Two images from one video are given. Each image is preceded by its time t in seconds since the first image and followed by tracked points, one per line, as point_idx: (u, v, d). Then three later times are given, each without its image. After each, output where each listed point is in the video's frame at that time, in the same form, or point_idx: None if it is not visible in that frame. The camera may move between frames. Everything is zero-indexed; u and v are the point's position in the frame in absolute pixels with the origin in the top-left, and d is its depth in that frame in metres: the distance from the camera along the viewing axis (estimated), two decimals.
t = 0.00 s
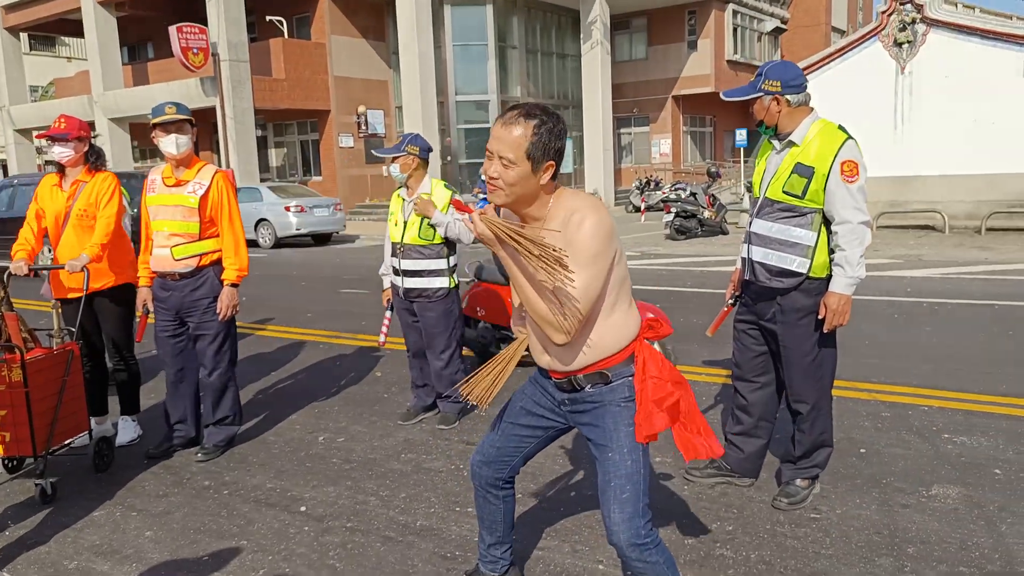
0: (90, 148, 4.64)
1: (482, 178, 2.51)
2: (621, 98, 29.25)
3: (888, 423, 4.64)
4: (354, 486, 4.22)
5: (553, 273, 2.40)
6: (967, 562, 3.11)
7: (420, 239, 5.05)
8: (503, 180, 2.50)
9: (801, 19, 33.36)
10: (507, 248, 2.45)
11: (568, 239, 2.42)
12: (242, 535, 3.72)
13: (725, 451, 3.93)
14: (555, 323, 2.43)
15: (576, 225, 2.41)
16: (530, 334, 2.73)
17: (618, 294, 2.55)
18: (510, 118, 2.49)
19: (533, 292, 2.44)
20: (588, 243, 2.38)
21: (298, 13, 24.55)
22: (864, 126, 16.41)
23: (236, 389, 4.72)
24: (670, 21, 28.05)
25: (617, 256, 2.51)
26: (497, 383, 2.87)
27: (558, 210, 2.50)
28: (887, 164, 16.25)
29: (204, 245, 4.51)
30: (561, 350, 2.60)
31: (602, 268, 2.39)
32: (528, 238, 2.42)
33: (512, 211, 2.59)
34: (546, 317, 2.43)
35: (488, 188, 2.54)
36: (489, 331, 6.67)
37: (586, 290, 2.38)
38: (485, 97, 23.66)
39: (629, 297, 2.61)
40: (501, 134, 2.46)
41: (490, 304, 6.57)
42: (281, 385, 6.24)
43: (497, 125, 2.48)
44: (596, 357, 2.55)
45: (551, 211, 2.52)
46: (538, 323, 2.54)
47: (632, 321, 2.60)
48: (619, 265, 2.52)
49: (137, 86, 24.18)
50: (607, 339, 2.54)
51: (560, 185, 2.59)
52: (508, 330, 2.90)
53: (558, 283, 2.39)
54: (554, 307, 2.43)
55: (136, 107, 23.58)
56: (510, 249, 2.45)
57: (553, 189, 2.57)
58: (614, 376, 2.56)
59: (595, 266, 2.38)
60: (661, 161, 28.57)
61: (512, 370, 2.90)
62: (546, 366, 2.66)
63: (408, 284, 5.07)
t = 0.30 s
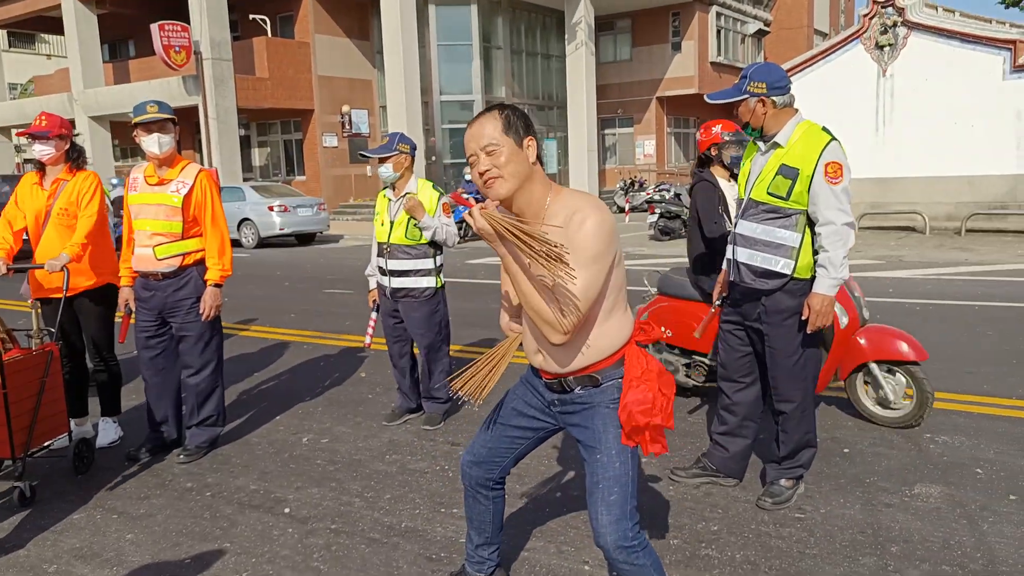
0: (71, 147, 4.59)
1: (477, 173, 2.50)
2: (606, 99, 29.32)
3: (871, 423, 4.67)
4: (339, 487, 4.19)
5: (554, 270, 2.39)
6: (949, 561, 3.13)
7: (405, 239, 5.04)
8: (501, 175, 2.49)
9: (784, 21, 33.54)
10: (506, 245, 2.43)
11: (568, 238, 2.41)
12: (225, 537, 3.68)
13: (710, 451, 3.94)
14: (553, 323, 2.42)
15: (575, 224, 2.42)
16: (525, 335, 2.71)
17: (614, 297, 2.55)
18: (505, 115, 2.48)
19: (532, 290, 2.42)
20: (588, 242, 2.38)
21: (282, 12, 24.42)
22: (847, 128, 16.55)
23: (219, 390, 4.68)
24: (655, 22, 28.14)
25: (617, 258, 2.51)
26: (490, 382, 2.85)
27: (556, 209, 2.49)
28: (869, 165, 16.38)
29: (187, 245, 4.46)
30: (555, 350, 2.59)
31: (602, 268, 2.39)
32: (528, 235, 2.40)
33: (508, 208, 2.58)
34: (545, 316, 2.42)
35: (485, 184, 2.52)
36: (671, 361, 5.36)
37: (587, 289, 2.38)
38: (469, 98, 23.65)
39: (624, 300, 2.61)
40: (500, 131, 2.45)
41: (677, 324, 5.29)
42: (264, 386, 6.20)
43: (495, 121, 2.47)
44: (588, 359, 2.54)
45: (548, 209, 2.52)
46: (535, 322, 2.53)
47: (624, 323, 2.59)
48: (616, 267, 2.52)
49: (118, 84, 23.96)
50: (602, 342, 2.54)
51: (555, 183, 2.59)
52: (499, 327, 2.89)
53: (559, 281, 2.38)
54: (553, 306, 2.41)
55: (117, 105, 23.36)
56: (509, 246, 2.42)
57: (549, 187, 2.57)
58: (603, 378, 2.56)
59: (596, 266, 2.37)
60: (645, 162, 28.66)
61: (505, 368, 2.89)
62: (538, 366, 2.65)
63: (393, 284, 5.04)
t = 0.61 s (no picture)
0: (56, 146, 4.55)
1: (464, 174, 2.49)
2: (595, 100, 29.38)
3: (857, 423, 4.70)
4: (326, 489, 4.17)
5: (540, 276, 2.39)
6: (933, 560, 3.15)
7: (394, 240, 5.02)
8: (490, 178, 2.48)
9: (772, 22, 33.67)
10: (491, 249, 2.43)
11: (555, 244, 2.41)
12: (210, 539, 3.66)
13: (696, 451, 3.95)
14: (536, 327, 2.43)
15: (564, 229, 2.42)
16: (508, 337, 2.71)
17: (600, 302, 2.55)
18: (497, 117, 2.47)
19: (517, 294, 2.42)
20: (575, 246, 2.38)
21: (270, 11, 24.32)
22: (834, 129, 16.64)
23: (205, 391, 4.65)
24: (643, 23, 28.19)
25: (603, 266, 2.51)
26: (471, 382, 2.85)
27: (542, 214, 2.49)
28: (856, 166, 16.48)
29: (172, 245, 4.43)
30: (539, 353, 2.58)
31: (588, 273, 2.39)
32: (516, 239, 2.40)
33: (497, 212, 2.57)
34: (529, 321, 2.42)
35: (475, 188, 2.52)
36: (903, 395, 4.13)
37: (573, 295, 2.39)
38: (457, 98, 23.63)
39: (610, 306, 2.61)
40: (491, 133, 2.44)
41: (921, 348, 4.08)
42: (251, 387, 6.17)
43: (488, 123, 2.46)
44: (571, 361, 2.55)
45: (535, 214, 2.51)
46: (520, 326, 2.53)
47: (607, 327, 2.59)
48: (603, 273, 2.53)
49: (104, 83, 23.80)
50: (586, 345, 2.54)
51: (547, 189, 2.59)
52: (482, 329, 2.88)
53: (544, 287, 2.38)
54: (538, 310, 2.42)
55: (103, 104, 23.21)
56: (495, 251, 2.43)
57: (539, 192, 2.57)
58: (585, 381, 2.56)
59: (581, 272, 2.38)
60: (633, 163, 28.75)
61: (486, 370, 2.88)
62: (520, 367, 2.65)
63: (381, 285, 5.03)
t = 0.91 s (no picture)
0: (44, 149, 4.53)
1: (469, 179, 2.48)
2: (586, 102, 29.45)
3: (846, 425, 4.71)
4: (315, 493, 4.16)
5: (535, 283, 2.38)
6: (921, 562, 3.16)
7: (383, 243, 5.01)
8: (491, 186, 2.47)
9: (762, 26, 33.83)
10: (483, 253, 2.42)
11: (549, 251, 2.41)
12: (199, 544, 3.64)
13: (687, 454, 3.96)
14: (524, 331, 2.42)
15: (556, 236, 2.41)
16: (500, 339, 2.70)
17: (588, 308, 2.55)
18: (505, 126, 2.46)
19: (508, 298, 2.41)
20: (566, 253, 2.39)
21: (261, 13, 24.26)
22: (823, 132, 16.72)
23: (193, 395, 4.64)
24: (635, 26, 28.24)
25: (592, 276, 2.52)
26: (468, 385, 2.84)
27: (540, 221, 2.49)
28: (846, 169, 16.57)
29: (161, 248, 4.41)
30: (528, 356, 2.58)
31: (577, 280, 2.40)
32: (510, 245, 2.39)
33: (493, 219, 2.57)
34: (518, 324, 2.42)
35: (475, 194, 2.51)
36: None
37: (562, 301, 2.39)
38: (448, 101, 23.63)
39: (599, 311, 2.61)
40: (498, 143, 2.43)
41: None
42: (242, 390, 6.15)
43: (494, 133, 2.46)
44: (563, 363, 2.55)
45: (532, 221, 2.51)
46: (509, 329, 2.52)
47: (599, 332, 2.60)
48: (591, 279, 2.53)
49: (94, 85, 23.72)
50: (579, 346, 2.55)
51: (545, 199, 2.59)
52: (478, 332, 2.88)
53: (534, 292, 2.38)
54: (528, 315, 2.41)
55: (93, 107, 23.12)
56: (488, 255, 2.41)
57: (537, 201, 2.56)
58: (578, 382, 2.57)
59: (570, 278, 2.38)
60: (625, 165, 28.84)
61: (480, 374, 2.88)
62: (513, 369, 2.64)
63: (370, 288, 5.03)
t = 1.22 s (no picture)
0: (34, 148, 4.51)
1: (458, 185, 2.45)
2: (581, 104, 29.48)
3: (838, 427, 4.72)
4: (307, 494, 4.15)
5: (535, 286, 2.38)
6: (912, 564, 3.17)
7: (376, 243, 5.01)
8: (481, 190, 2.45)
9: (757, 28, 33.90)
10: (482, 257, 2.37)
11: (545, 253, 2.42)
12: (189, 545, 3.63)
13: (678, 455, 3.96)
14: (526, 335, 2.41)
15: (548, 237, 2.43)
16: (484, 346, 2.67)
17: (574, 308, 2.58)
18: (488, 128, 2.45)
19: (507, 301, 2.39)
20: (563, 252, 2.40)
21: (256, 13, 24.22)
22: (818, 134, 16.77)
23: (186, 396, 4.62)
24: (630, 28, 28.27)
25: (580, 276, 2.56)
26: (451, 391, 2.83)
27: (530, 223, 2.50)
28: (841, 170, 16.61)
29: (153, 248, 4.40)
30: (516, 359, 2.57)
31: (573, 278, 2.43)
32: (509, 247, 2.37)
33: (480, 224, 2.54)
34: (519, 327, 2.40)
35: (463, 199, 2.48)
36: None
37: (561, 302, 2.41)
38: (444, 101, 23.62)
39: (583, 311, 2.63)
40: (487, 145, 2.41)
41: None
42: (234, 390, 6.13)
43: (479, 135, 2.44)
44: (552, 367, 2.55)
45: (522, 223, 2.51)
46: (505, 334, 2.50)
47: (585, 334, 2.60)
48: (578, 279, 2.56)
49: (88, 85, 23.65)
50: (570, 349, 2.56)
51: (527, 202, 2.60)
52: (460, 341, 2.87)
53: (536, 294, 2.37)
54: (529, 318, 2.41)
55: (87, 106, 23.05)
56: (487, 258, 2.37)
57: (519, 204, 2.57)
58: (565, 386, 2.57)
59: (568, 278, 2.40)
60: (620, 166, 28.85)
61: (462, 378, 2.87)
62: (499, 376, 2.64)
63: (363, 289, 5.01)
